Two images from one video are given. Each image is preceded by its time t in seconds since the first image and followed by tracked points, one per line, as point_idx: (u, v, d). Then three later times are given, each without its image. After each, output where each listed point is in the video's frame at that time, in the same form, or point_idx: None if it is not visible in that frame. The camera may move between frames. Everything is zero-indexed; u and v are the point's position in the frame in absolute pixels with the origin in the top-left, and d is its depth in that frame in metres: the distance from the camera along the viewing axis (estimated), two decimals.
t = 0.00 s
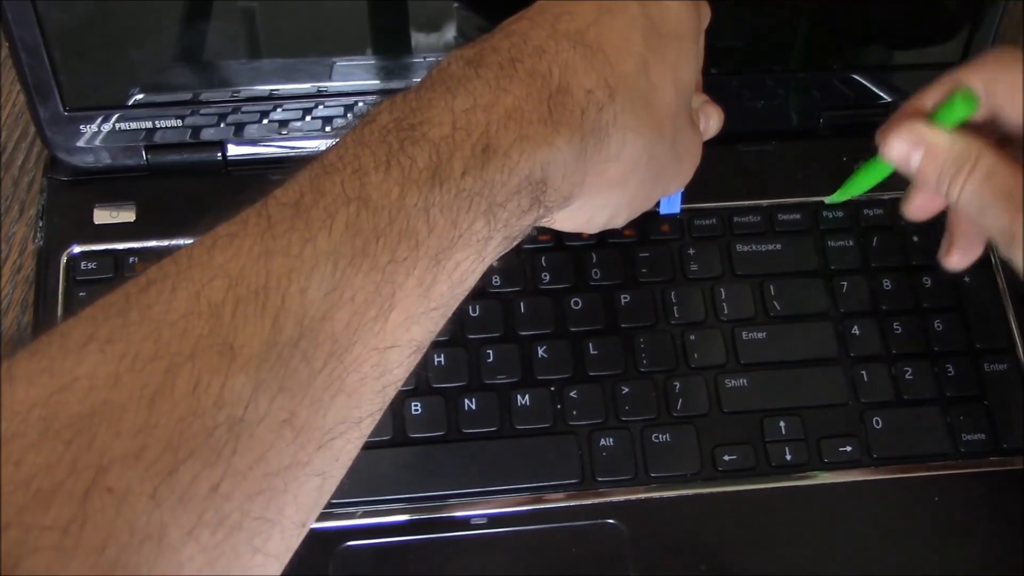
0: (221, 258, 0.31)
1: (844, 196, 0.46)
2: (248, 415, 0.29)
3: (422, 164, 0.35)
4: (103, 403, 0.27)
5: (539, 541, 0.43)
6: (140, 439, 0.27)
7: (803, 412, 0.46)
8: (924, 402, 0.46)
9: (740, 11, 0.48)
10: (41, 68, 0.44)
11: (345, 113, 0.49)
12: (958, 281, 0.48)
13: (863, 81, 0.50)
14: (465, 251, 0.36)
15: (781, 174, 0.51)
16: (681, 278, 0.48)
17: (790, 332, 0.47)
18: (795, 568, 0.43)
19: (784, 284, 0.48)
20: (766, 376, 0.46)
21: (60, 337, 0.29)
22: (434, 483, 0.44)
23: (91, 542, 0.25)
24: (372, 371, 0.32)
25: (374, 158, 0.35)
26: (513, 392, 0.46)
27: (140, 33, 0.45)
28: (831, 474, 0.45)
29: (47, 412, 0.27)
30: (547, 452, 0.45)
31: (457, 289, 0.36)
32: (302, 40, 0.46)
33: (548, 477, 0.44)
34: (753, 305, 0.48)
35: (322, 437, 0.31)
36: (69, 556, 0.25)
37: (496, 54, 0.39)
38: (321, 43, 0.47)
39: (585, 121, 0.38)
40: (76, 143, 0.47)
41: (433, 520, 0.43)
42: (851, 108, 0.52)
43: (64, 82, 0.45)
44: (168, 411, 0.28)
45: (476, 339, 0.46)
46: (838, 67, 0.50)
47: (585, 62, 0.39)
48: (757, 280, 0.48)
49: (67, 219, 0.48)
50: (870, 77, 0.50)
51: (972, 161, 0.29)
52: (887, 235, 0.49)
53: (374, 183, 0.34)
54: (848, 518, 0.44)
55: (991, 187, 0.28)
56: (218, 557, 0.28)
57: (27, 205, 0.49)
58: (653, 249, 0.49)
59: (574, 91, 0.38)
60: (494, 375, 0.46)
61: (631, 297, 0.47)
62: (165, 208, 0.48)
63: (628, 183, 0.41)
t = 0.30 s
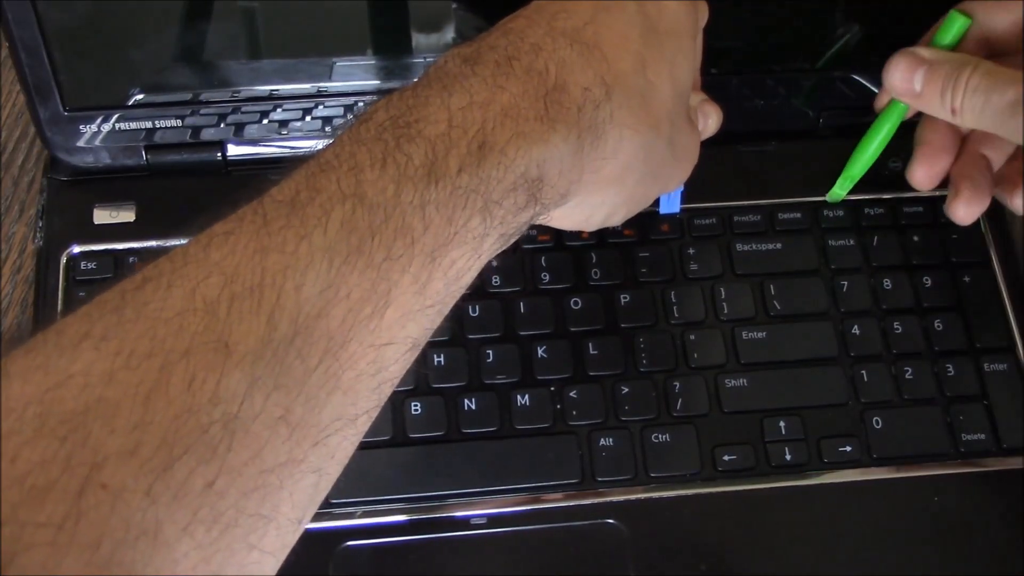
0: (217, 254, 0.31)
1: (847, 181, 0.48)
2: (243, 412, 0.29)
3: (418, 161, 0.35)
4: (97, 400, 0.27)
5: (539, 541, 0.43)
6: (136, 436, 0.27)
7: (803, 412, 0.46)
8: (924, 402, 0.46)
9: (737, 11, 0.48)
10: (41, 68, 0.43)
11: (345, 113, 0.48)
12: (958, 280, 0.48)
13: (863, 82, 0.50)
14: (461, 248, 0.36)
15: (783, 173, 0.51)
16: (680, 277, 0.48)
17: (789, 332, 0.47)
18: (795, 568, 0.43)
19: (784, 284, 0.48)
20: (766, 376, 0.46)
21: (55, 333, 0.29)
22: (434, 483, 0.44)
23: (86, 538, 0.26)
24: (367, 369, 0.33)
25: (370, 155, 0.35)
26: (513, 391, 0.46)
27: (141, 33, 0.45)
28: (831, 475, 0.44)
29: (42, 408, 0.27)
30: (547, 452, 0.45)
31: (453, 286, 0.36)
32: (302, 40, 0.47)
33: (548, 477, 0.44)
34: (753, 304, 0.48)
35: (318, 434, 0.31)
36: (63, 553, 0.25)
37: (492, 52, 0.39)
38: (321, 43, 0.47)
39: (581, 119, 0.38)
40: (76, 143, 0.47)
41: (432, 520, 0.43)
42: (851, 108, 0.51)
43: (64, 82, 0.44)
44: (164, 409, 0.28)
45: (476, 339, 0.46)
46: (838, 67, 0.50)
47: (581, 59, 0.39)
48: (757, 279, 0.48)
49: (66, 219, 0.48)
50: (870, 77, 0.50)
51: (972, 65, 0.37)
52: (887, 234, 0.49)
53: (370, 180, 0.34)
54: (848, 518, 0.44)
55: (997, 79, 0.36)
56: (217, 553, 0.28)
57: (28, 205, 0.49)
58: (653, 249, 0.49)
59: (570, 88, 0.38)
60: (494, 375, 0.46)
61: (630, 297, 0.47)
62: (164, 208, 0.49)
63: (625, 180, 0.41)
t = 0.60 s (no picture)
0: (211, 252, 0.31)
1: (848, 179, 0.49)
2: (236, 409, 0.29)
3: (411, 160, 0.35)
4: (90, 396, 0.27)
5: (538, 541, 0.43)
6: (128, 434, 0.27)
7: (802, 412, 0.45)
8: (924, 401, 0.46)
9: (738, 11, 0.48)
10: (40, 68, 0.43)
11: (345, 113, 0.48)
12: (958, 280, 0.48)
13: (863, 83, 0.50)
14: (455, 246, 0.36)
15: (783, 173, 0.51)
16: (680, 277, 0.48)
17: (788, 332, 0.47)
18: (795, 568, 0.43)
19: (783, 284, 0.48)
20: (766, 376, 0.46)
21: (49, 330, 0.29)
22: (433, 483, 0.44)
23: (78, 535, 0.26)
24: (360, 367, 0.33)
25: (364, 153, 0.35)
26: (513, 391, 0.46)
27: (141, 33, 0.45)
28: (831, 475, 0.44)
29: (34, 406, 0.26)
30: (547, 452, 0.45)
31: (447, 284, 0.36)
32: (302, 40, 0.46)
33: (548, 477, 0.44)
34: (753, 304, 0.48)
35: (310, 431, 0.31)
36: (55, 549, 0.25)
37: (486, 51, 0.39)
38: (319, 43, 0.47)
39: (575, 116, 0.38)
40: (76, 143, 0.47)
41: (431, 520, 0.43)
42: (852, 108, 0.52)
43: (64, 82, 0.44)
44: (156, 405, 0.28)
45: (475, 339, 0.46)
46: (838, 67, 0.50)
47: (575, 57, 0.39)
48: (756, 279, 0.48)
49: (66, 219, 0.48)
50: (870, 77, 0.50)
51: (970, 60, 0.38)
52: (887, 234, 0.49)
53: (364, 178, 0.34)
54: (848, 517, 0.44)
55: (989, 74, 0.37)
56: (208, 550, 0.28)
57: (28, 205, 0.49)
58: (653, 249, 0.48)
59: (565, 87, 0.38)
60: (494, 375, 0.46)
61: (631, 297, 0.47)
62: (164, 208, 0.49)
63: (620, 178, 0.41)
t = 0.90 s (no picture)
0: (216, 252, 0.32)
1: (836, 185, 0.49)
2: (244, 410, 0.29)
3: (418, 157, 0.35)
4: (99, 397, 0.27)
5: (539, 541, 0.43)
6: (137, 434, 0.27)
7: (803, 412, 0.46)
8: (924, 402, 0.46)
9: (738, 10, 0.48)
10: (41, 68, 0.43)
11: (345, 112, 0.48)
12: (958, 281, 0.48)
13: (863, 80, 0.51)
14: (461, 245, 0.36)
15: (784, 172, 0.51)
16: (680, 277, 0.48)
17: (790, 332, 0.47)
18: (796, 568, 0.43)
19: (784, 283, 0.48)
20: (766, 375, 0.46)
21: (54, 331, 0.29)
22: (434, 483, 0.44)
23: (88, 535, 0.26)
24: (369, 365, 0.33)
25: (371, 151, 0.35)
26: (513, 392, 0.46)
27: (141, 33, 0.45)
28: (832, 475, 0.44)
29: (43, 408, 0.27)
30: (547, 452, 0.45)
31: (454, 282, 0.36)
32: (302, 39, 0.47)
33: (548, 477, 0.44)
34: (753, 304, 0.48)
35: (318, 431, 0.31)
36: (69, 548, 0.25)
37: (492, 48, 0.39)
38: (320, 42, 0.47)
39: (582, 114, 0.38)
40: (76, 143, 0.47)
41: (432, 520, 0.43)
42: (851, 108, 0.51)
43: (64, 82, 0.44)
44: (166, 404, 0.28)
45: (476, 339, 0.46)
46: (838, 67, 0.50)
47: (580, 55, 0.39)
48: (757, 280, 0.48)
49: (66, 219, 0.48)
50: (869, 76, 0.50)
51: (961, 94, 0.38)
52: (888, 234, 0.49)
53: (370, 176, 0.34)
54: (848, 517, 0.44)
55: (980, 112, 0.37)
56: (216, 550, 0.28)
57: (28, 205, 0.49)
58: (654, 249, 0.49)
59: (570, 85, 0.38)
60: (494, 375, 0.46)
61: (631, 297, 0.47)
62: (164, 208, 0.49)
63: (625, 177, 0.41)
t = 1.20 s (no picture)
0: (220, 252, 0.32)
1: (791, 188, 0.48)
2: (248, 409, 0.29)
3: (420, 157, 0.35)
4: (103, 396, 0.27)
5: (539, 541, 0.43)
6: (140, 434, 0.27)
7: (803, 412, 0.46)
8: (924, 401, 0.46)
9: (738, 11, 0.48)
10: (41, 67, 0.43)
11: (345, 113, 0.48)
12: (958, 281, 0.48)
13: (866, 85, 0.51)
14: (464, 245, 0.36)
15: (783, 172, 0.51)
16: (680, 278, 0.48)
17: (790, 332, 0.47)
18: (796, 568, 0.43)
19: (784, 284, 0.48)
20: (767, 375, 0.46)
21: (58, 332, 0.29)
22: (435, 483, 0.44)
23: (93, 535, 0.26)
24: (372, 365, 0.33)
25: (373, 151, 0.35)
26: (513, 392, 0.46)
27: (141, 33, 0.45)
28: (831, 475, 0.45)
29: (47, 406, 0.27)
30: (548, 452, 0.45)
31: (458, 281, 0.36)
32: (302, 40, 0.46)
33: (549, 477, 0.44)
34: (753, 304, 0.48)
35: (323, 430, 0.31)
36: (73, 547, 0.25)
37: (495, 48, 0.39)
38: (320, 43, 0.47)
39: (585, 114, 0.38)
40: (76, 143, 0.47)
41: (433, 520, 0.43)
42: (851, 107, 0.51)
43: (64, 82, 0.44)
44: (169, 405, 0.28)
45: (476, 339, 0.46)
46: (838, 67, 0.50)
47: (583, 55, 0.38)
48: (757, 280, 0.48)
49: (66, 219, 0.48)
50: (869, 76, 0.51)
51: (893, 104, 0.38)
52: (887, 233, 0.49)
53: (373, 176, 0.34)
54: (849, 517, 0.44)
55: (920, 124, 0.37)
56: (221, 549, 0.28)
57: (27, 205, 0.49)
58: (654, 249, 0.49)
59: (573, 85, 0.38)
60: (493, 376, 0.46)
61: (631, 297, 0.47)
62: (164, 208, 0.49)
63: (626, 177, 0.41)
